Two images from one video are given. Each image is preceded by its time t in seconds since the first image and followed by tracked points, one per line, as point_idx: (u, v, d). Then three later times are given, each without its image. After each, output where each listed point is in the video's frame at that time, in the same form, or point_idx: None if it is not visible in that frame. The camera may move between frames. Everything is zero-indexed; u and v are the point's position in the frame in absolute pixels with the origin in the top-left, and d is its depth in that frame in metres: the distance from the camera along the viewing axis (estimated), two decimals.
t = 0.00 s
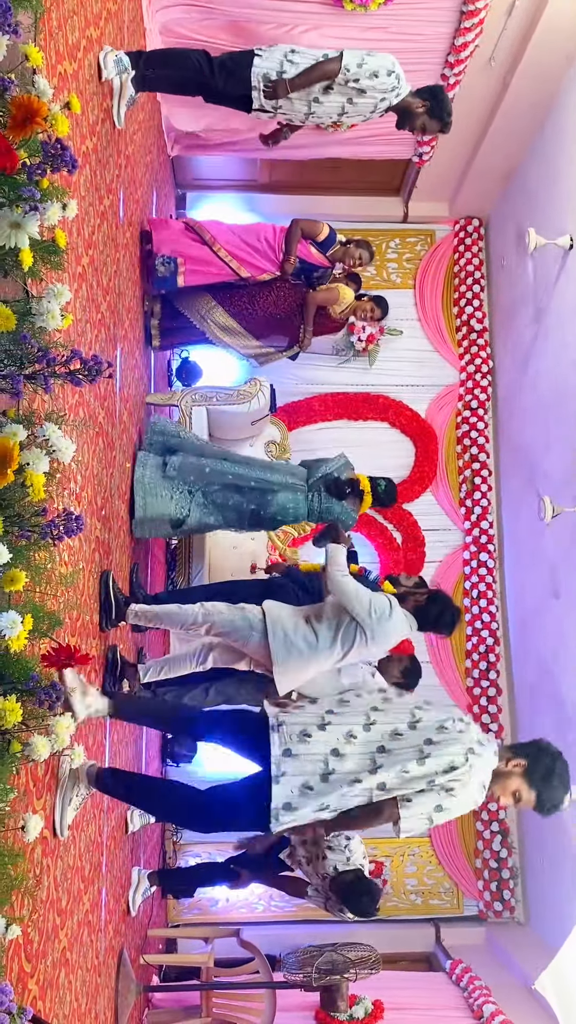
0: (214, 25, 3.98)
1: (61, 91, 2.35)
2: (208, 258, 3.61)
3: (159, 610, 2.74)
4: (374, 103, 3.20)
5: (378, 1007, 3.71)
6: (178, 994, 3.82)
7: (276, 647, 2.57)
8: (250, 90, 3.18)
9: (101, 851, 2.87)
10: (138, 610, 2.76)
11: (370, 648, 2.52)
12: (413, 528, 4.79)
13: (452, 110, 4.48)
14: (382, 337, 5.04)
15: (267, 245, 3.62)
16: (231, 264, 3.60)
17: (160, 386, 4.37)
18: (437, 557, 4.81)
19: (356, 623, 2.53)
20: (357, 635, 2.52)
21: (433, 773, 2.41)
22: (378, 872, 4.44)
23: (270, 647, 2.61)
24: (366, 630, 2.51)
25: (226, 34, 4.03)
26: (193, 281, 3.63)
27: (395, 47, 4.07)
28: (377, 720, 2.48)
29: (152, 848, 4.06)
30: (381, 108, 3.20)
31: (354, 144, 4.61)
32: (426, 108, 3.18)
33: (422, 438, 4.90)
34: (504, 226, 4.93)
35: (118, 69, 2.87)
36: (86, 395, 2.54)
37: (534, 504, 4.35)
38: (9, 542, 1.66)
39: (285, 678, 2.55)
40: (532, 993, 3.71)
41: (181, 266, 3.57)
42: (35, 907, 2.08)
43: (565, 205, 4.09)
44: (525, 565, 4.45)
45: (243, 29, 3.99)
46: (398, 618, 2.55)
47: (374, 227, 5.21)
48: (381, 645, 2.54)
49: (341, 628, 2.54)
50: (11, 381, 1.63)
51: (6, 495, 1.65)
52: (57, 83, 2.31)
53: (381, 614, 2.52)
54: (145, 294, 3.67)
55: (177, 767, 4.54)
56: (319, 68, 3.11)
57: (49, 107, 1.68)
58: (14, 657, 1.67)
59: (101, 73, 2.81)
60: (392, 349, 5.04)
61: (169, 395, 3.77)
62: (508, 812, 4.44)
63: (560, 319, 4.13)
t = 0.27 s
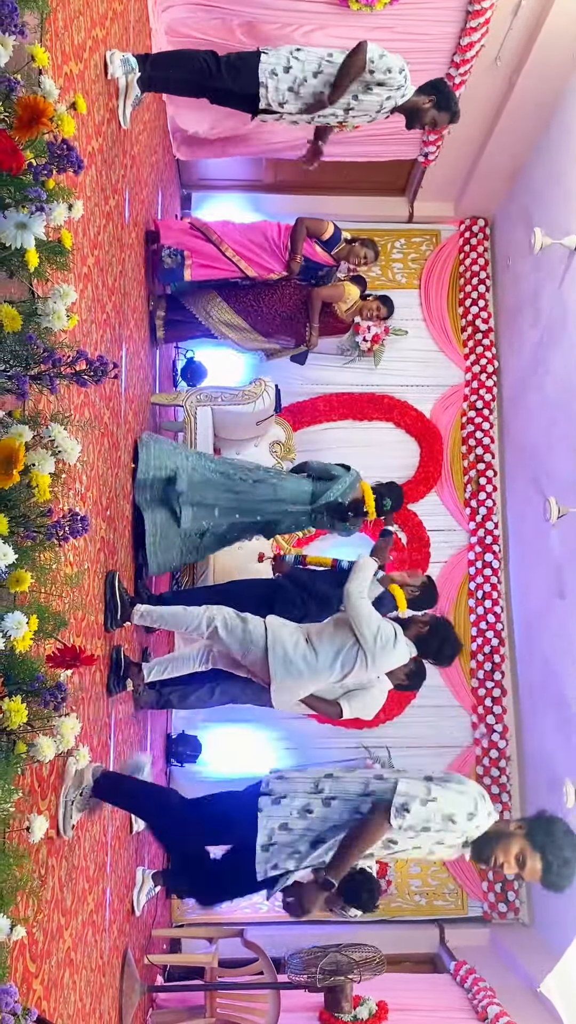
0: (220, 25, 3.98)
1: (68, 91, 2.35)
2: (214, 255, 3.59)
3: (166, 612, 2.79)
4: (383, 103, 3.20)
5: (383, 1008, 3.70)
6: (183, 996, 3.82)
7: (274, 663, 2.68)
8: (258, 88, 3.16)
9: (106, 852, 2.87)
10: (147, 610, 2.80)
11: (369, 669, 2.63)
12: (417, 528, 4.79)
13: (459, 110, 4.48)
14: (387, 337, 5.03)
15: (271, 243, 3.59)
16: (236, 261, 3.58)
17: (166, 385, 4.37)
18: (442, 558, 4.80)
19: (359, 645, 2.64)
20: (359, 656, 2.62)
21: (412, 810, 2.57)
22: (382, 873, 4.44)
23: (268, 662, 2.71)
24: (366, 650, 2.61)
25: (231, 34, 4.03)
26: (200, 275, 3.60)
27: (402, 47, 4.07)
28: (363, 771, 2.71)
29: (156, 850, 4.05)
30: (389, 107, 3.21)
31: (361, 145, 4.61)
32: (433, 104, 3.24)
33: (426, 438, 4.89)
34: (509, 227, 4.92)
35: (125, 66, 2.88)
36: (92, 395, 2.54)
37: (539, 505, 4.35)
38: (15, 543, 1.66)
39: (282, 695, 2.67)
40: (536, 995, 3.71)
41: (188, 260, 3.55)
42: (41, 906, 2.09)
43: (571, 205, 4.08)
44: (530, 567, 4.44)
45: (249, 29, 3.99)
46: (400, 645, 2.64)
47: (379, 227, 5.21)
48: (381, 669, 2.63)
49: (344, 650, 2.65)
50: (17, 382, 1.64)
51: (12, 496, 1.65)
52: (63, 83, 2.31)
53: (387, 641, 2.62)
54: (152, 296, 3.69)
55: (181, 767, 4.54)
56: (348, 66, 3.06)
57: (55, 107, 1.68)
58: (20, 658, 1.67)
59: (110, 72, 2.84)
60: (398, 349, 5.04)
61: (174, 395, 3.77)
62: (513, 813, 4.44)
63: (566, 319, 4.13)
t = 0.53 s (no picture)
0: (224, 25, 3.98)
1: (72, 90, 2.35)
2: (218, 256, 3.60)
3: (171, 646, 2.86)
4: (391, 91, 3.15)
5: (386, 1009, 3.70)
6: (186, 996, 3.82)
7: (289, 670, 2.78)
8: (267, 85, 3.16)
9: (109, 852, 2.87)
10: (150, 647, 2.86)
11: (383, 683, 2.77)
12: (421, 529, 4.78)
13: (464, 109, 4.47)
14: (392, 337, 5.03)
15: (281, 244, 3.60)
16: (245, 266, 3.60)
17: (170, 385, 4.38)
18: (445, 558, 4.80)
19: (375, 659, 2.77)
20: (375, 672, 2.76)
21: (378, 940, 1.99)
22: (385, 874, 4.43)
23: (282, 670, 2.81)
24: (383, 665, 2.75)
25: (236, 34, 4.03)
26: (204, 276, 3.62)
27: (406, 47, 4.07)
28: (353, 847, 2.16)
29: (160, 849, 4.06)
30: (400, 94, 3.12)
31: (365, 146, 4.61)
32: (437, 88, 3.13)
33: (430, 439, 4.89)
34: (514, 226, 4.91)
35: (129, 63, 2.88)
36: (95, 395, 2.54)
37: (543, 505, 4.34)
38: (19, 543, 1.66)
39: (293, 703, 2.78)
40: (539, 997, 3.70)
41: (192, 263, 3.55)
42: (44, 906, 2.09)
43: None
44: (534, 568, 4.44)
45: (253, 29, 3.98)
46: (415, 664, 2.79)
47: (383, 227, 5.20)
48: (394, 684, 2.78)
49: (360, 664, 2.77)
50: (21, 383, 1.65)
51: (16, 495, 1.65)
52: (67, 82, 2.31)
53: (404, 659, 2.76)
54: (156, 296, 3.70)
55: (185, 767, 4.55)
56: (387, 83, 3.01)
57: (59, 107, 1.68)
58: (23, 658, 1.68)
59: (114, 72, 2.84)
60: (402, 349, 5.04)
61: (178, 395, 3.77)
62: (516, 814, 4.43)
63: (570, 319, 4.12)
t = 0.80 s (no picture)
0: (227, 26, 3.98)
1: (75, 91, 2.35)
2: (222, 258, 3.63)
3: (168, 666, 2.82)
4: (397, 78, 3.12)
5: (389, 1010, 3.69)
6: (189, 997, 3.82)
7: (290, 678, 2.81)
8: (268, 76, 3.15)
9: (112, 853, 2.87)
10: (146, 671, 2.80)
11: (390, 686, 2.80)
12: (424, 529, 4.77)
13: (467, 109, 4.46)
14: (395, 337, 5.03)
15: (286, 248, 3.55)
16: (250, 274, 3.60)
17: (173, 386, 4.38)
18: (449, 559, 4.80)
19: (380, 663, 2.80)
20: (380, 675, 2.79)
21: None
22: (388, 875, 4.43)
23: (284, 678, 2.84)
24: (387, 671, 2.77)
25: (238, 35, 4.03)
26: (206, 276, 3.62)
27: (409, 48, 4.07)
28: (366, 992, 1.60)
29: (163, 851, 4.06)
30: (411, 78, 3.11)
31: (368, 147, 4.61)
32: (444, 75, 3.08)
33: (433, 440, 4.89)
34: (518, 227, 4.91)
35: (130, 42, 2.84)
36: (99, 396, 2.54)
37: (547, 506, 4.33)
38: (21, 544, 1.66)
39: (295, 710, 2.82)
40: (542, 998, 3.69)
41: (196, 269, 3.57)
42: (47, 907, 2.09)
43: None
44: (538, 569, 4.43)
45: (256, 30, 3.98)
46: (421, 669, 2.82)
47: (386, 227, 5.20)
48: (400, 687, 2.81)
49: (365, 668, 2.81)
50: (24, 385, 1.65)
51: (18, 497, 1.65)
52: (71, 83, 2.31)
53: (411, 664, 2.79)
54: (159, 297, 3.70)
55: (188, 768, 4.55)
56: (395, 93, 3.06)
57: (62, 109, 1.68)
58: (27, 659, 1.68)
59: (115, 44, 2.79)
60: (405, 349, 5.03)
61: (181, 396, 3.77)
62: (520, 816, 4.42)
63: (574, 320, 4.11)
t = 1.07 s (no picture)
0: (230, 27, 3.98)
1: (79, 92, 2.36)
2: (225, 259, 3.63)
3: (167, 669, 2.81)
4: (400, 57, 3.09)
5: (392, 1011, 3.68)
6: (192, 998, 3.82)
7: (297, 676, 2.81)
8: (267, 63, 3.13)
9: (115, 854, 2.87)
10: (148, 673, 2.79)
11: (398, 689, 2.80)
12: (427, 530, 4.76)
13: (470, 109, 4.46)
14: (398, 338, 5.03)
15: (288, 256, 3.55)
16: (253, 276, 3.63)
17: (176, 387, 4.38)
18: (451, 560, 4.79)
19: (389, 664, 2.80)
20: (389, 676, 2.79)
21: None
22: (391, 876, 4.43)
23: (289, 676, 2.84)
24: (396, 672, 2.77)
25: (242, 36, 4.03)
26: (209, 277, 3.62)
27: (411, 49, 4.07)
28: None
29: (165, 852, 4.05)
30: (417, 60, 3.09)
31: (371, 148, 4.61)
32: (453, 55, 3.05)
33: (436, 443, 4.88)
34: (521, 227, 4.90)
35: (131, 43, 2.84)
36: (102, 397, 2.54)
37: (550, 507, 4.32)
38: (25, 545, 1.67)
39: (300, 709, 2.81)
40: (546, 1000, 3.68)
41: (200, 276, 3.65)
42: (50, 908, 2.09)
43: None
44: (541, 571, 4.42)
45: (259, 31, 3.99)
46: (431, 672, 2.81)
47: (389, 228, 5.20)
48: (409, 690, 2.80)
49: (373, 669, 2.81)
50: (28, 386, 1.65)
51: (22, 498, 1.65)
52: (74, 84, 2.32)
53: (420, 666, 2.78)
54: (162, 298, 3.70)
55: (191, 769, 4.55)
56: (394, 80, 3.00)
57: (66, 110, 1.69)
58: (31, 660, 1.68)
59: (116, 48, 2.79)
60: (408, 350, 5.03)
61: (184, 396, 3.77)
62: (523, 817, 4.41)
63: None
